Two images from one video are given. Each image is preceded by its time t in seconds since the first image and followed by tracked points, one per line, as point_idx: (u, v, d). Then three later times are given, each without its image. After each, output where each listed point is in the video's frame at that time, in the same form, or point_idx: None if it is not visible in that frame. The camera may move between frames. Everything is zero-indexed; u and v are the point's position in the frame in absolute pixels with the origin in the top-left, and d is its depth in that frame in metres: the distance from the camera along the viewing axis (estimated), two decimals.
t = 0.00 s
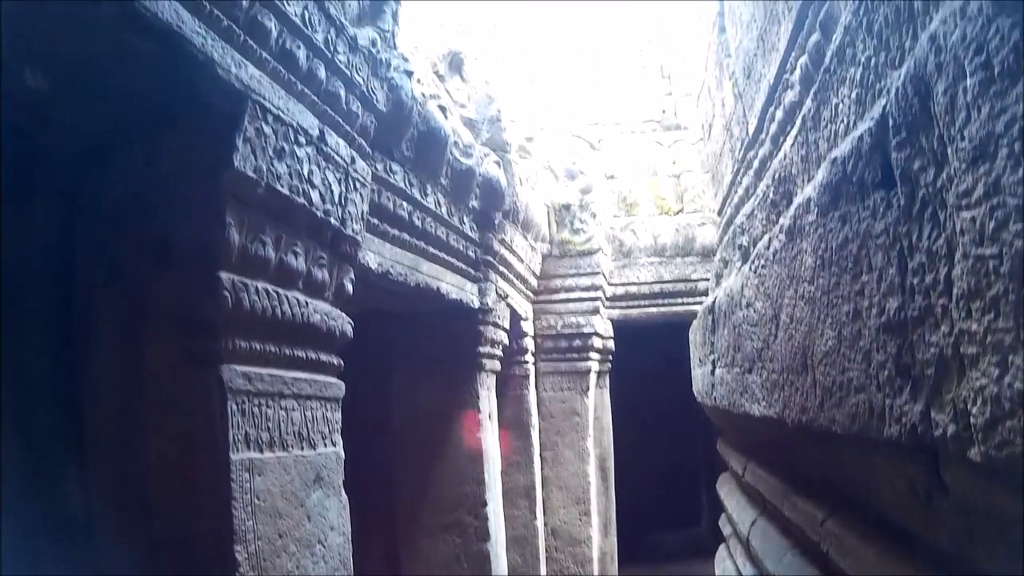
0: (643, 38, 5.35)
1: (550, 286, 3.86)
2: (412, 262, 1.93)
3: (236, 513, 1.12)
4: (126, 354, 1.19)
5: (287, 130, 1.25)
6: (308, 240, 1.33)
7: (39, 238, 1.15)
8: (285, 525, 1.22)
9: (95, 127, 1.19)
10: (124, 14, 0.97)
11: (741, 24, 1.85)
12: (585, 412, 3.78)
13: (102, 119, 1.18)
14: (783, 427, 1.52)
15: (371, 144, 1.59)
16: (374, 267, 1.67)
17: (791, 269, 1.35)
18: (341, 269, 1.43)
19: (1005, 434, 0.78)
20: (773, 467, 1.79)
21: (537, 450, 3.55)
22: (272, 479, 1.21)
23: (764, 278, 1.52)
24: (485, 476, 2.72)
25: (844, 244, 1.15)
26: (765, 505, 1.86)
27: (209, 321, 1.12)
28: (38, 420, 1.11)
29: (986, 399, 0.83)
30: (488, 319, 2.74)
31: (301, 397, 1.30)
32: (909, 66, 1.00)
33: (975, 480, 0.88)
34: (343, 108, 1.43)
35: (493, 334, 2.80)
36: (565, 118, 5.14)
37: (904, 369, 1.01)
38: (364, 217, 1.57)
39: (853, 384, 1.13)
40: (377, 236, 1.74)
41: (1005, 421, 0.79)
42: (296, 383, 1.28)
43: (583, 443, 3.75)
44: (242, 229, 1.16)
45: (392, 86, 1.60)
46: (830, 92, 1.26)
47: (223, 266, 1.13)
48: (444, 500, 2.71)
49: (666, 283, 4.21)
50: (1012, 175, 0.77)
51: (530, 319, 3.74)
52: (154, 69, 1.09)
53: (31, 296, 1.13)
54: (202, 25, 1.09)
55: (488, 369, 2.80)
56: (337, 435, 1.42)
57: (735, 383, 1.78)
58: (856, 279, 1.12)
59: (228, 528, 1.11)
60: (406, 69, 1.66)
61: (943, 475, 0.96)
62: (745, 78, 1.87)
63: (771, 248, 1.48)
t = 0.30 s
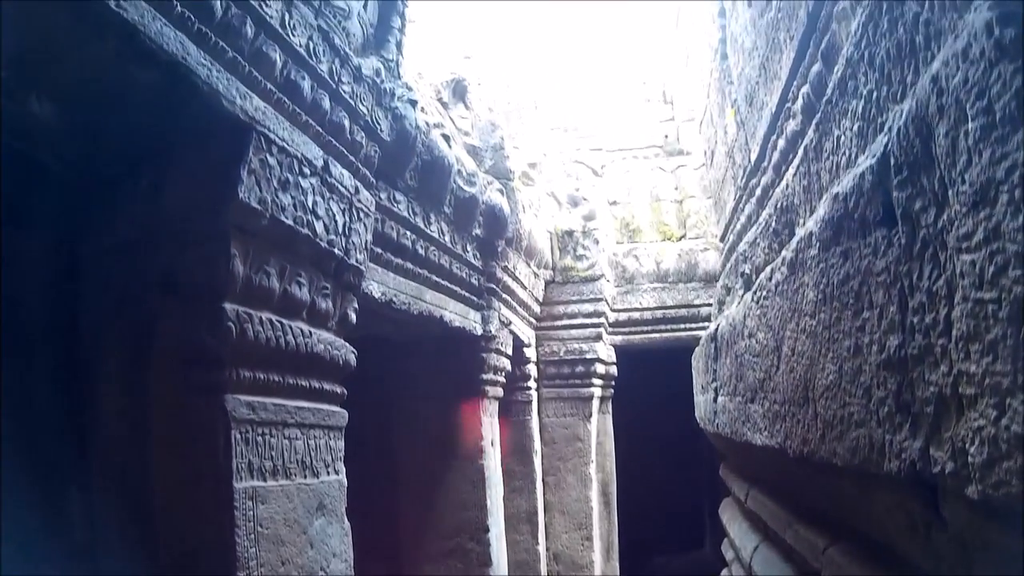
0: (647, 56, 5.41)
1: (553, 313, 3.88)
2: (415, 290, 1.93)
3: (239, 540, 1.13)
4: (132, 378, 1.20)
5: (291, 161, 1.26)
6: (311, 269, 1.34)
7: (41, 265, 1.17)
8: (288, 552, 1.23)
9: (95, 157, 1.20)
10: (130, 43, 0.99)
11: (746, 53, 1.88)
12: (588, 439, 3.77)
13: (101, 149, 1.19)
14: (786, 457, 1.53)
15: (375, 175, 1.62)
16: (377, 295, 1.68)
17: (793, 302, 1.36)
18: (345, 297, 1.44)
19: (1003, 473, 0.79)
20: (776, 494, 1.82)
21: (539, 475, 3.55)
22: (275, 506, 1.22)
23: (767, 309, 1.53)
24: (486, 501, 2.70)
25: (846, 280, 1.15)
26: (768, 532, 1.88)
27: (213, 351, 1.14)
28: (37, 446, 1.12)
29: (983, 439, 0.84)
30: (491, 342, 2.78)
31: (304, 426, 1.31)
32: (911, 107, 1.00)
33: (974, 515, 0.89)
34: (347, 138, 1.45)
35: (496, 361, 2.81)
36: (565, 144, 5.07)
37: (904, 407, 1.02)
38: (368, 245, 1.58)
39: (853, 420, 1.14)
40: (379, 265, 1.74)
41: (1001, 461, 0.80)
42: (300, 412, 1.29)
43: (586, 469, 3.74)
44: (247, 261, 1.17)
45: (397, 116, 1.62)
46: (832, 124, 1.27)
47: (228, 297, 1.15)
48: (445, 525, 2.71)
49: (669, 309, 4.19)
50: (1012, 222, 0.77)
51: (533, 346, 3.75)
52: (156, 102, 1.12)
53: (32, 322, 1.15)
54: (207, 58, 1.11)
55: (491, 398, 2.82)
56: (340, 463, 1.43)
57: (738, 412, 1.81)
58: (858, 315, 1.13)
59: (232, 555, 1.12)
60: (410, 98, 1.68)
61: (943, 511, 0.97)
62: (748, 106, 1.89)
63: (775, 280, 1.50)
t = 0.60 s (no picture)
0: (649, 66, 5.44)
1: (554, 330, 3.89)
2: (416, 309, 1.93)
3: (241, 559, 1.13)
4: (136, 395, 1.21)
5: (292, 182, 1.27)
6: (312, 288, 1.35)
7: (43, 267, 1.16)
8: (289, 571, 1.23)
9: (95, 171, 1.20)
10: (131, 62, 0.99)
11: (747, 71, 1.90)
12: (589, 456, 3.76)
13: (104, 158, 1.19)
14: (784, 478, 1.55)
15: (376, 194, 1.62)
16: (378, 316, 1.69)
17: (793, 323, 1.38)
18: (346, 317, 1.45)
19: (998, 500, 0.81)
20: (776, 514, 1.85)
21: (540, 493, 3.55)
22: (275, 525, 1.22)
23: (767, 330, 1.55)
24: (487, 519, 2.72)
25: (845, 303, 1.16)
26: (770, 551, 1.91)
27: (215, 371, 1.15)
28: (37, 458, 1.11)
29: (979, 465, 0.85)
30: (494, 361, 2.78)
31: (306, 445, 1.32)
32: (909, 133, 1.01)
33: (970, 538, 0.90)
34: (348, 158, 1.45)
35: (496, 380, 2.80)
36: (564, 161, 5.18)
37: (901, 431, 1.03)
38: (370, 265, 1.58)
39: (852, 441, 1.15)
40: (381, 285, 1.74)
41: (996, 487, 0.81)
42: (301, 431, 1.30)
43: (587, 486, 3.73)
44: (248, 281, 1.18)
45: (398, 135, 1.62)
46: (831, 145, 1.29)
47: (229, 317, 1.15)
48: (446, 544, 2.71)
49: (670, 326, 4.18)
50: (1008, 252, 0.78)
51: (534, 364, 3.76)
52: (159, 122, 1.13)
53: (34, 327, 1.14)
54: (210, 78, 1.12)
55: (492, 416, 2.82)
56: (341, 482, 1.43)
57: (738, 433, 1.85)
58: (856, 339, 1.14)
59: None
60: (411, 117, 1.68)
61: (939, 534, 0.99)
62: (748, 124, 1.90)
63: (774, 301, 1.52)
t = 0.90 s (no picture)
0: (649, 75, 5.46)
1: (555, 351, 3.87)
2: (418, 332, 1.93)
3: None
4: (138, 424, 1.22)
5: (295, 207, 1.28)
6: (315, 313, 1.35)
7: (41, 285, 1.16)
8: None
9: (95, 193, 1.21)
10: (135, 89, 1.00)
11: (746, 92, 1.91)
12: (591, 477, 3.70)
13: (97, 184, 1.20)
14: (784, 500, 1.57)
15: (377, 218, 1.62)
16: (381, 339, 1.68)
17: (794, 348, 1.39)
18: (348, 341, 1.45)
19: (994, 529, 0.83)
20: (778, 536, 1.86)
21: (542, 514, 3.54)
22: (278, 548, 1.22)
23: (768, 353, 1.57)
24: (489, 541, 2.69)
25: (845, 331, 1.18)
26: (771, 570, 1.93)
27: (218, 396, 1.15)
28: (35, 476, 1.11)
29: (974, 494, 0.87)
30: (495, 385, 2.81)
31: (308, 469, 1.32)
32: (907, 162, 1.01)
33: (967, 564, 0.92)
34: (351, 182, 1.46)
35: (499, 402, 2.84)
36: (563, 181, 5.19)
37: (899, 458, 1.05)
38: (372, 289, 1.59)
39: (851, 467, 1.17)
40: (383, 309, 1.74)
41: (993, 516, 0.83)
42: (303, 455, 1.30)
43: (589, 506, 3.65)
44: (251, 307, 1.18)
45: (399, 159, 1.63)
46: (830, 169, 1.30)
47: (231, 342, 1.16)
48: (449, 566, 2.69)
49: (671, 346, 4.11)
50: (1005, 286, 0.79)
51: (534, 386, 3.74)
52: (161, 147, 1.13)
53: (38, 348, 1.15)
54: (213, 103, 1.13)
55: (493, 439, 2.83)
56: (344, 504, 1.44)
57: (739, 455, 1.91)
58: (855, 367, 1.16)
59: None
60: (413, 140, 1.69)
61: (937, 561, 1.00)
62: (748, 145, 1.91)
63: (774, 326, 1.53)
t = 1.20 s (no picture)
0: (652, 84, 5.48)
1: (558, 372, 3.84)
2: (422, 355, 1.93)
3: None
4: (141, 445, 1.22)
5: (299, 231, 1.28)
6: (319, 338, 1.36)
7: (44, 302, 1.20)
8: None
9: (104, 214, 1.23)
10: (141, 112, 1.01)
11: (748, 115, 1.93)
12: (594, 498, 3.68)
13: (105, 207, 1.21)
14: (786, 524, 1.59)
15: (381, 243, 1.64)
16: (384, 362, 1.68)
17: (795, 375, 1.42)
18: (352, 365, 1.46)
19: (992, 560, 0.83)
20: (781, 560, 1.87)
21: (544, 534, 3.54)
22: (281, 570, 1.22)
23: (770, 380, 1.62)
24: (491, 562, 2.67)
25: (846, 359, 1.20)
26: None
27: (222, 419, 1.15)
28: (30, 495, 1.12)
29: (972, 525, 0.88)
30: (498, 406, 2.82)
31: (311, 490, 1.32)
32: (910, 194, 1.02)
33: None
34: (355, 206, 1.48)
35: (502, 422, 2.84)
36: (566, 203, 5.35)
37: (900, 486, 1.06)
38: (376, 312, 1.59)
39: (853, 494, 1.18)
40: (386, 331, 1.74)
41: (990, 548, 0.84)
42: (306, 477, 1.31)
43: (591, 527, 3.61)
44: (256, 330, 1.19)
45: (403, 183, 1.65)
46: (833, 196, 1.32)
47: (235, 364, 1.16)
48: None
49: (674, 367, 4.02)
50: (1005, 323, 0.80)
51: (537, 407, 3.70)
52: (167, 171, 1.14)
53: (34, 372, 1.16)
54: (217, 127, 1.14)
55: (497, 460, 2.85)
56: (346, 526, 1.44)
57: (742, 478, 1.95)
58: (856, 396, 1.18)
59: None
60: (417, 163, 1.71)
61: None
62: (750, 168, 1.93)
63: (777, 351, 1.56)
